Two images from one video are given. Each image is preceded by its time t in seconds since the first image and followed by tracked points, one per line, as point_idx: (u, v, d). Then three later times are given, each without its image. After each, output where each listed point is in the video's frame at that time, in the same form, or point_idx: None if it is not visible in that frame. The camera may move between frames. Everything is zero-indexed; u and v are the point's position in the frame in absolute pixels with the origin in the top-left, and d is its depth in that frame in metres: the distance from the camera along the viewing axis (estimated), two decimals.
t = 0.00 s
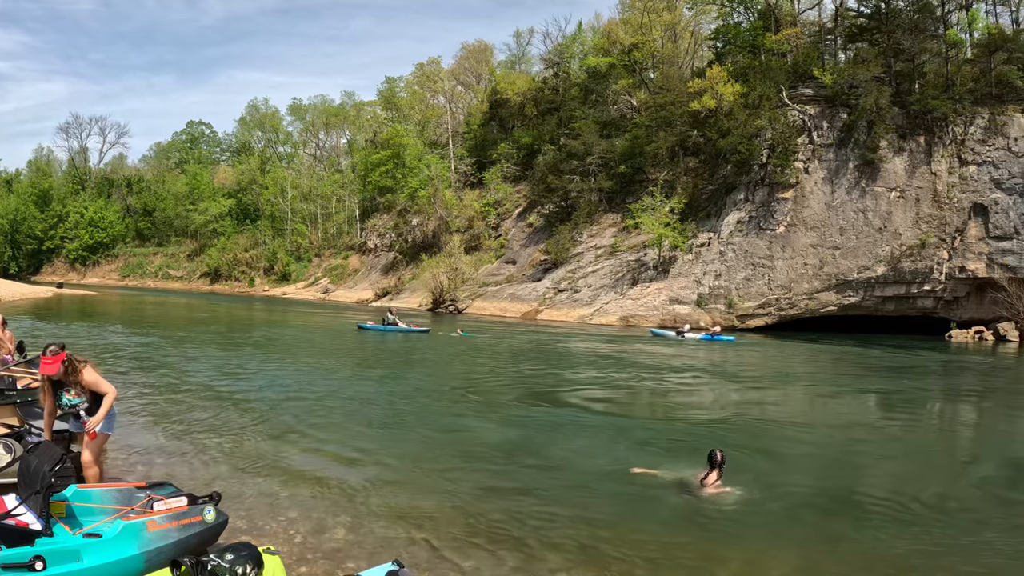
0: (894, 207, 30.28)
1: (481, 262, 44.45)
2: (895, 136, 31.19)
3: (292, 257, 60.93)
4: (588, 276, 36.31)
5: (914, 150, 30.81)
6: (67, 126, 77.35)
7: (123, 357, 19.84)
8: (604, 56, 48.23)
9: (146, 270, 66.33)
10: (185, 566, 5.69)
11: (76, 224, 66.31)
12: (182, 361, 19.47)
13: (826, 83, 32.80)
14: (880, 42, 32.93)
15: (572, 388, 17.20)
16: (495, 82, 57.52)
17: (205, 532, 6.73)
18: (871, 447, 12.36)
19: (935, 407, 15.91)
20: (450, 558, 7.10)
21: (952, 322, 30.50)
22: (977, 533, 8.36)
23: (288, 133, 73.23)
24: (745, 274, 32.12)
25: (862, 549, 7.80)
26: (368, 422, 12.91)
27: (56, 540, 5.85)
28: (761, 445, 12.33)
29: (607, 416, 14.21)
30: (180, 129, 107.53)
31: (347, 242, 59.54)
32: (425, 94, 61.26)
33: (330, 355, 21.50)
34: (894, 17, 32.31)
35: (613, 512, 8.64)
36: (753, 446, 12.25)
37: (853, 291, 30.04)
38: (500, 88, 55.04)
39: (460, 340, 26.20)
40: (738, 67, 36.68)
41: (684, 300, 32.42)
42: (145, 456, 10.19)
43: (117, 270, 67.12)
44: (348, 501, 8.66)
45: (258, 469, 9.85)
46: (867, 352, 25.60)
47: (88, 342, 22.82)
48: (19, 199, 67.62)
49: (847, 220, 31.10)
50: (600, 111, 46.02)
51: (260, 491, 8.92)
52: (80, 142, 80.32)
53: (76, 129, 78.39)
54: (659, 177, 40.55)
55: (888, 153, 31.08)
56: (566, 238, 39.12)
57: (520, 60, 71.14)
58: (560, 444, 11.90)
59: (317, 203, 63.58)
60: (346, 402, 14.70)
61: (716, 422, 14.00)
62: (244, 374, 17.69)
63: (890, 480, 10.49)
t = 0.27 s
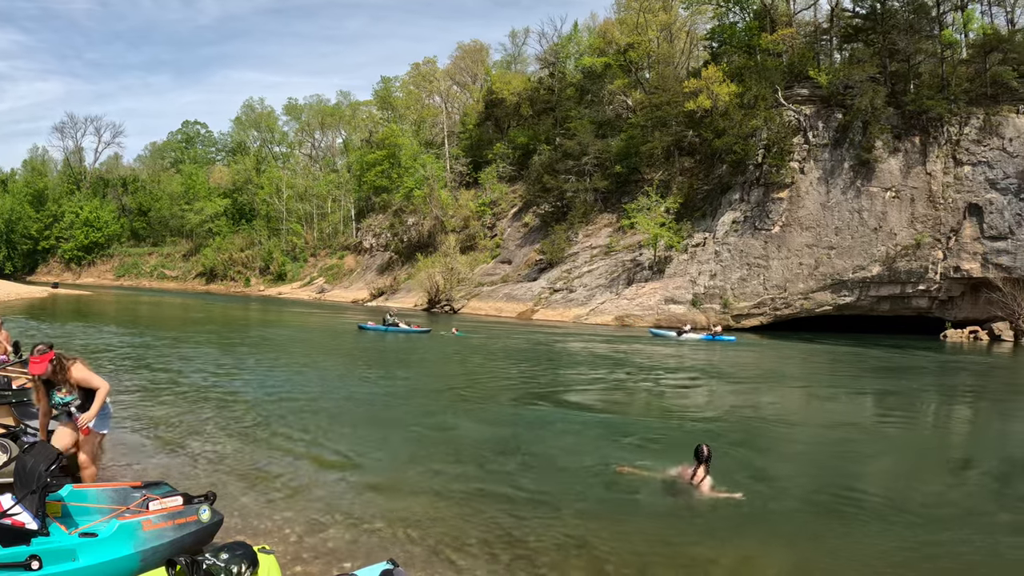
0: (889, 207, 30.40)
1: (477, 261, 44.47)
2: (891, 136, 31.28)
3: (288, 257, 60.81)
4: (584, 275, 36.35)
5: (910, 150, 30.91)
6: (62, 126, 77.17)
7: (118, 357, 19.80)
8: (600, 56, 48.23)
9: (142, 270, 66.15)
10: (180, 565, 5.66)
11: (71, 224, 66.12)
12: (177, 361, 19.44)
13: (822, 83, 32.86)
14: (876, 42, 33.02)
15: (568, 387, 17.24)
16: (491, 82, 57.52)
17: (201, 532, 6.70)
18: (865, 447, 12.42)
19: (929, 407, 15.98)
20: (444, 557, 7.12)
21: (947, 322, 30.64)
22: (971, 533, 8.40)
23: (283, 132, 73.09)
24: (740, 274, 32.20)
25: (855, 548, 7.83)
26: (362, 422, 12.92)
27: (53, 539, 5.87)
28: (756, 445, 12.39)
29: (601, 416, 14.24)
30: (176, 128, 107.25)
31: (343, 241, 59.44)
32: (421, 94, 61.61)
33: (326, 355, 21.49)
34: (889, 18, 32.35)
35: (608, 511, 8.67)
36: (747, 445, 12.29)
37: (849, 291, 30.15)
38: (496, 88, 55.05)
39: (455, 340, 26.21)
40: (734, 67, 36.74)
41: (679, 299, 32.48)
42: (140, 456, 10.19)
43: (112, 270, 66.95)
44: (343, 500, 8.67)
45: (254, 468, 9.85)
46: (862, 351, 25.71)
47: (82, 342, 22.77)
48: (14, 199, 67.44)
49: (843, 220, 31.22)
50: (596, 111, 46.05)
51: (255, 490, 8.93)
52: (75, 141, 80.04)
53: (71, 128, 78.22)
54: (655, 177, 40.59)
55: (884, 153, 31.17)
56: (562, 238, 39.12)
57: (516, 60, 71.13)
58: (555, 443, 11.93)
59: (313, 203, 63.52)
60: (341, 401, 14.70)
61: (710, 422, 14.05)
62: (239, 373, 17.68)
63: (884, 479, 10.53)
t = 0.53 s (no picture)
0: (885, 207, 30.51)
1: (473, 261, 44.49)
2: (886, 136, 31.39)
3: (284, 257, 60.72)
4: (580, 275, 36.38)
5: (905, 150, 31.02)
6: (58, 125, 77.04)
7: (114, 357, 19.75)
8: (596, 56, 48.25)
9: (137, 270, 66.01)
10: (177, 566, 5.65)
11: (67, 224, 65.94)
12: (173, 361, 19.42)
13: (818, 83, 32.90)
14: (872, 43, 33.07)
15: (564, 387, 17.26)
16: (487, 82, 57.53)
17: (197, 532, 6.72)
18: (860, 446, 12.45)
19: (925, 407, 16.04)
20: (441, 557, 7.12)
21: (942, 322, 30.73)
22: (966, 533, 8.43)
23: (279, 132, 73.01)
24: (736, 274, 32.28)
25: (851, 547, 7.86)
26: (359, 422, 12.91)
27: (49, 540, 5.86)
28: (752, 444, 12.43)
29: (598, 415, 14.26)
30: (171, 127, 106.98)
31: (339, 241, 59.37)
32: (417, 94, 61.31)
33: (322, 355, 21.48)
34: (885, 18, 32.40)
35: (604, 511, 8.69)
36: (743, 445, 12.32)
37: (844, 291, 30.21)
38: (492, 88, 55.05)
39: (452, 340, 26.21)
40: (729, 67, 36.79)
41: (675, 300, 32.51)
42: (136, 455, 10.19)
43: (108, 270, 66.80)
44: (339, 500, 8.68)
45: (250, 468, 9.84)
46: (858, 351, 25.79)
47: (78, 342, 22.72)
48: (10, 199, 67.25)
49: (838, 220, 31.30)
50: (592, 110, 46.10)
51: (251, 490, 8.92)
52: (71, 141, 79.83)
53: (67, 128, 78.10)
54: (651, 177, 40.64)
55: (879, 153, 31.27)
56: (558, 238, 39.15)
57: (512, 60, 71.15)
58: (551, 443, 11.95)
59: (309, 202, 63.44)
60: (338, 401, 14.69)
61: (706, 422, 14.08)
62: (234, 373, 17.68)
63: (879, 479, 10.58)
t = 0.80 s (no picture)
0: (881, 207, 30.58)
1: (469, 261, 44.52)
2: (883, 136, 31.46)
3: (280, 256, 60.63)
4: (576, 275, 36.40)
5: (901, 151, 31.10)
6: (54, 124, 76.89)
7: (109, 356, 19.70)
8: (593, 56, 48.26)
9: (134, 269, 65.88)
10: (173, 565, 5.65)
11: (63, 223, 65.78)
12: (170, 360, 19.40)
13: (814, 83, 32.94)
14: (868, 43, 33.11)
15: (561, 387, 17.26)
16: (484, 82, 57.52)
17: (193, 531, 6.72)
18: (856, 446, 12.47)
19: (921, 407, 16.07)
20: (437, 557, 7.11)
21: (938, 322, 30.80)
22: (962, 532, 8.44)
23: (276, 132, 72.92)
24: (732, 273, 32.33)
25: (847, 547, 7.87)
26: (355, 421, 12.89)
27: (46, 539, 5.85)
28: (748, 443, 12.44)
29: (594, 415, 14.27)
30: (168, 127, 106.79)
31: (335, 241, 59.30)
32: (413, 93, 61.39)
33: (318, 355, 21.46)
34: (881, 19, 32.45)
35: (601, 511, 8.68)
36: (740, 445, 12.33)
37: (841, 291, 30.27)
38: (488, 88, 55.04)
39: (449, 339, 26.20)
40: (726, 68, 36.83)
41: (671, 299, 32.53)
42: (132, 455, 10.17)
43: (104, 270, 66.65)
44: (335, 500, 8.66)
45: (246, 467, 9.83)
46: (854, 351, 25.85)
47: (74, 341, 22.66)
48: (5, 198, 67.09)
49: (835, 220, 31.37)
50: (589, 110, 46.13)
51: (247, 490, 8.91)
52: (67, 140, 79.63)
53: (63, 127, 77.94)
54: (647, 176, 40.66)
55: (876, 153, 31.34)
56: (554, 237, 39.12)
57: (509, 60, 71.16)
58: (548, 442, 11.95)
59: (306, 202, 63.40)
60: (335, 401, 14.66)
61: (703, 421, 14.10)
62: (231, 373, 17.66)
63: (875, 479, 10.59)
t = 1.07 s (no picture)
0: (877, 207, 30.68)
1: (465, 260, 44.53)
2: (879, 136, 31.53)
3: (276, 255, 60.50)
4: (572, 274, 36.42)
5: (897, 150, 31.17)
6: (49, 123, 76.63)
7: (104, 356, 19.63)
8: (589, 55, 48.24)
9: (129, 269, 65.69)
10: (168, 565, 5.63)
11: (58, 223, 65.55)
12: (165, 360, 19.34)
13: (810, 83, 32.99)
14: (864, 42, 33.13)
15: (557, 386, 17.26)
16: (480, 81, 57.50)
17: (188, 531, 6.69)
18: (852, 445, 12.50)
19: (917, 406, 16.11)
20: (433, 557, 7.10)
21: (934, 321, 30.90)
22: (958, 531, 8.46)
23: (272, 131, 72.77)
24: (728, 273, 32.38)
25: (842, 546, 7.89)
26: (351, 421, 12.88)
27: (41, 539, 5.85)
28: (744, 443, 12.46)
29: (590, 414, 14.28)
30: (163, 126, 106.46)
31: (331, 240, 59.19)
32: (410, 93, 61.27)
33: (314, 354, 21.43)
34: (877, 19, 32.50)
35: (597, 510, 8.69)
36: (736, 444, 12.34)
37: (837, 290, 30.36)
38: (484, 87, 55.02)
39: (445, 339, 26.19)
40: (722, 67, 36.86)
41: (667, 298, 32.54)
42: (127, 455, 10.15)
43: (99, 269, 66.44)
44: (332, 499, 8.66)
45: (242, 467, 9.82)
46: (850, 350, 25.91)
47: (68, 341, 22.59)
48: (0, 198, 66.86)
49: (831, 219, 31.45)
50: (585, 109, 46.17)
51: (243, 490, 8.89)
52: (62, 139, 79.35)
53: (58, 126, 77.71)
54: (643, 176, 40.68)
55: (872, 152, 31.42)
56: (550, 237, 39.13)
57: (505, 59, 71.15)
58: (544, 442, 11.96)
59: (302, 201, 63.30)
60: (331, 400, 14.65)
61: (699, 420, 14.11)
62: (226, 372, 17.63)
63: (871, 478, 10.61)
